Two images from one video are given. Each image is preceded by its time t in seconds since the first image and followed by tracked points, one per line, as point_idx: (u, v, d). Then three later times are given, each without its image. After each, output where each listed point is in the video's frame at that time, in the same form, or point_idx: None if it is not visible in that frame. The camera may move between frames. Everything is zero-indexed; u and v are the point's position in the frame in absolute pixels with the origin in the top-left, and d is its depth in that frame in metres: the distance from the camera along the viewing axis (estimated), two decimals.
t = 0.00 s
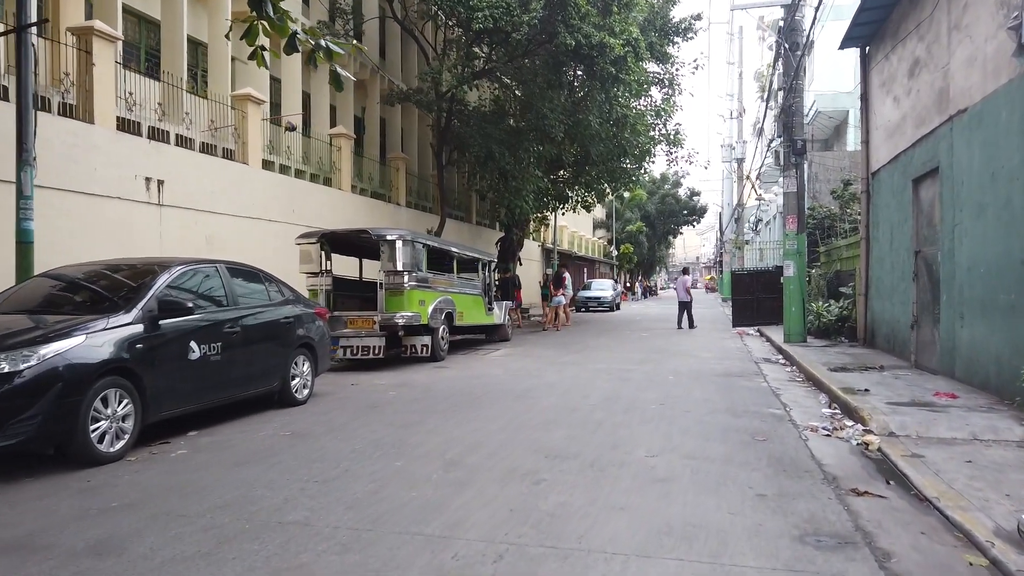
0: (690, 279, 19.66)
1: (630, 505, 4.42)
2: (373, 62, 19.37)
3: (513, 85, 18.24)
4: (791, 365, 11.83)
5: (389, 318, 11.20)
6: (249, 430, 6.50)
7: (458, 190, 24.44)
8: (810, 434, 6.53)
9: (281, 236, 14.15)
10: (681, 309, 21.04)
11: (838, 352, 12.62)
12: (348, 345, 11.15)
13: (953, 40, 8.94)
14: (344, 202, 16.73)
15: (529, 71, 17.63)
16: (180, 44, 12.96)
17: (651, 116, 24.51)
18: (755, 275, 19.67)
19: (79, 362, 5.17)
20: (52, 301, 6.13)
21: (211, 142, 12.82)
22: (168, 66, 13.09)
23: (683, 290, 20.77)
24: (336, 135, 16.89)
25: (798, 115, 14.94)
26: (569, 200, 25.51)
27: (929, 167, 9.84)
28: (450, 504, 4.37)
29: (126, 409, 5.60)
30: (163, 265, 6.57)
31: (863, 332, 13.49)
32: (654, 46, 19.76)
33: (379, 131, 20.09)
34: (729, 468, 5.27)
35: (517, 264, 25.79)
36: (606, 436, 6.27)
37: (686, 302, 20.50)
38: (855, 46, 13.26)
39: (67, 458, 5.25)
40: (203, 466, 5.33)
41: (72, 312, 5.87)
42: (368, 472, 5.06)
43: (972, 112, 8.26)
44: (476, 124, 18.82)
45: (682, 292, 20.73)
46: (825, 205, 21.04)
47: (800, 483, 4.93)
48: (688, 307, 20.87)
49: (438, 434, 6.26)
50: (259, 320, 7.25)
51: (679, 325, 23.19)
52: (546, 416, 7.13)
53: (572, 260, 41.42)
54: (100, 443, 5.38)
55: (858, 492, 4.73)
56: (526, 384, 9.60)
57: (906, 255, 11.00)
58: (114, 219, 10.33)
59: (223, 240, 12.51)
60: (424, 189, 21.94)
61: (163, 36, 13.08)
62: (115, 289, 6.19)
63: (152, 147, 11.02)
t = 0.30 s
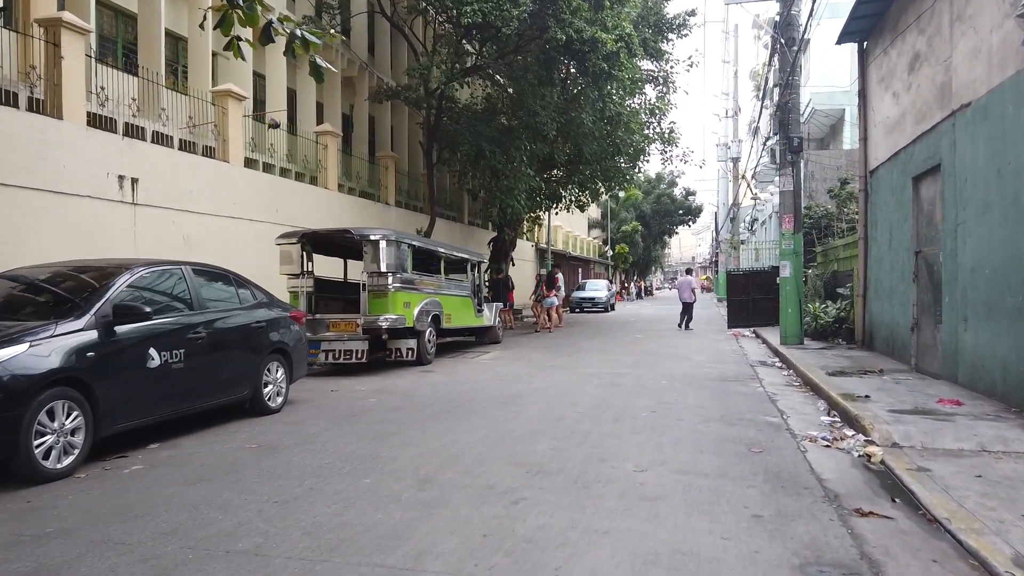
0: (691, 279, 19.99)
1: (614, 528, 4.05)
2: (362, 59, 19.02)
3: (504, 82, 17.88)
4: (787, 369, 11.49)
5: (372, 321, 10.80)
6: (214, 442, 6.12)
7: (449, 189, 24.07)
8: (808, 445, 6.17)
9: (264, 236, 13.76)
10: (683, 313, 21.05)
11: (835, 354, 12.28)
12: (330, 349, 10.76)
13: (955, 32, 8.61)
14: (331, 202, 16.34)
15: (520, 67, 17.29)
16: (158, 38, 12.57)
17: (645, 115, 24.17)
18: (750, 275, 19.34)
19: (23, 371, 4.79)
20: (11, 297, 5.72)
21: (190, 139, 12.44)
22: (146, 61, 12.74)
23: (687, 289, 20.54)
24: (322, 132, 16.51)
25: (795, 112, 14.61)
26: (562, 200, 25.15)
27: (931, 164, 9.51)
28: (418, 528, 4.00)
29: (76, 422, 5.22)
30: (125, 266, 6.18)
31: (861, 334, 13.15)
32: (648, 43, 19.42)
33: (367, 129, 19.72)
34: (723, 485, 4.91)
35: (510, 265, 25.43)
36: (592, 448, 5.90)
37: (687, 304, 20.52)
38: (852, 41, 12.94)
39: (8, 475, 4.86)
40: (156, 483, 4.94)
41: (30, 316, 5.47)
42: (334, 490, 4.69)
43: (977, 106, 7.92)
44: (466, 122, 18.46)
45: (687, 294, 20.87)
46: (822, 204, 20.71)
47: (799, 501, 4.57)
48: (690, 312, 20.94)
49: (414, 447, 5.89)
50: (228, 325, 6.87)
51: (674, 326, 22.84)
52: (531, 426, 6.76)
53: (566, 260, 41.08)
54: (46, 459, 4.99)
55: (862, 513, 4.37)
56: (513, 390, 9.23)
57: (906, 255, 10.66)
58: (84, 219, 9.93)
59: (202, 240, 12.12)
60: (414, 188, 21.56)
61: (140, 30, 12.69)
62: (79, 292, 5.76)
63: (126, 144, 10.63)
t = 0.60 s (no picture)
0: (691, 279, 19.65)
1: (605, 554, 3.70)
2: (351, 55, 18.62)
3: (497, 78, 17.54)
4: (787, 372, 11.16)
5: (358, 323, 10.42)
6: (182, 454, 5.75)
7: (442, 188, 23.68)
8: (812, 456, 5.83)
9: (248, 235, 13.36)
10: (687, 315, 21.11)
11: (836, 357, 11.94)
12: (314, 352, 10.38)
13: (962, 22, 8.28)
14: (319, 200, 15.96)
15: (513, 63, 16.95)
16: (138, 30, 12.19)
17: (641, 113, 23.84)
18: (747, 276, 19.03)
19: None
20: None
21: (171, 135, 12.07)
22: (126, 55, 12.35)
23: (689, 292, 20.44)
24: (310, 129, 16.13)
25: (793, 109, 14.28)
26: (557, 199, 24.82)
27: (936, 161, 9.18)
28: (390, 555, 3.64)
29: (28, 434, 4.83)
30: (89, 266, 5.79)
31: (861, 336, 12.82)
32: (644, 39, 19.11)
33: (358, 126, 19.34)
34: (723, 502, 4.56)
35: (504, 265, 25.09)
36: (584, 461, 5.55)
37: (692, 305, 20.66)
38: (853, 35, 12.62)
39: None
40: (111, 500, 4.58)
41: None
42: (302, 509, 4.33)
43: (986, 99, 7.59)
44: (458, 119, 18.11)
45: (688, 295, 21.06)
46: (820, 203, 20.41)
47: (805, 521, 4.23)
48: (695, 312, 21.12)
49: (395, 459, 5.53)
50: (199, 329, 6.49)
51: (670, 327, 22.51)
52: (519, 435, 6.40)
53: (561, 260, 40.75)
54: None
55: (875, 535, 4.03)
56: (503, 395, 8.87)
57: (909, 256, 10.34)
58: (58, 217, 9.54)
59: (182, 240, 11.74)
60: (406, 187, 21.20)
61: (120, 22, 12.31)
62: (43, 292, 5.37)
63: (102, 140, 10.24)
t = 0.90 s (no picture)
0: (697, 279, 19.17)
1: None
2: (341, 51, 18.27)
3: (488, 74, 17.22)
4: (784, 374, 10.85)
5: (342, 324, 10.08)
6: (143, 463, 5.40)
7: (435, 187, 23.33)
8: (812, 465, 5.51)
9: (231, 233, 13.01)
10: (688, 313, 21.17)
11: (834, 359, 11.64)
12: (296, 354, 10.04)
13: (967, 12, 7.97)
14: (307, 198, 15.60)
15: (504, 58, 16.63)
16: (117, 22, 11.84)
17: (636, 111, 23.54)
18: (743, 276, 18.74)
19: None
20: None
21: (150, 131, 11.74)
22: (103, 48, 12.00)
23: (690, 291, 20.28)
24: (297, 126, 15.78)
25: (790, 105, 13.98)
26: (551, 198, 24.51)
27: (938, 157, 8.87)
28: None
29: None
30: (43, 263, 5.43)
31: (860, 337, 12.52)
32: (638, 35, 18.83)
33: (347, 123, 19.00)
34: (718, 518, 4.23)
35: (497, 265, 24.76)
36: (570, 470, 5.22)
37: (693, 304, 20.54)
38: (852, 29, 12.30)
39: None
40: (57, 515, 4.23)
41: None
42: (261, 527, 3.98)
43: (992, 91, 7.29)
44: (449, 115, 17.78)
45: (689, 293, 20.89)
46: (817, 203, 20.11)
47: (806, 539, 3.91)
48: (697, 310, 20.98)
49: (369, 469, 5.19)
50: (164, 330, 6.15)
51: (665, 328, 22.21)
52: (503, 442, 6.07)
53: (556, 260, 40.43)
54: None
55: (882, 555, 3.71)
56: (489, 399, 8.54)
57: (909, 255, 10.04)
58: (29, 213, 9.19)
59: (161, 238, 11.39)
60: (397, 185, 20.86)
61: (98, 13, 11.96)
62: None
63: (76, 133, 9.90)
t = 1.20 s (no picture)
0: (702, 280, 18.90)
1: None
2: (328, 45, 17.85)
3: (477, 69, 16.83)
4: (780, 378, 10.48)
5: (320, 326, 9.67)
6: (88, 478, 4.99)
7: (425, 186, 22.91)
8: (810, 479, 5.12)
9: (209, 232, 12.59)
10: (690, 314, 20.72)
11: (832, 361, 11.27)
12: (272, 357, 9.63)
13: None
14: (291, 196, 15.18)
15: (493, 52, 16.25)
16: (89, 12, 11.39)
17: (629, 108, 23.18)
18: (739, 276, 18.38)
19: None
20: None
21: (122, 125, 11.33)
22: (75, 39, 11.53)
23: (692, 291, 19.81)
24: (280, 121, 15.35)
25: (786, 100, 13.62)
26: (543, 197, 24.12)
27: (940, 151, 8.51)
28: None
29: None
30: None
31: (858, 338, 12.15)
32: (631, 29, 18.48)
33: (334, 120, 18.57)
34: (708, 541, 3.85)
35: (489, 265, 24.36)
36: (550, 486, 4.82)
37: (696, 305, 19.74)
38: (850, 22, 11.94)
39: None
40: None
41: None
42: (200, 556, 3.58)
43: (998, 81, 6.93)
44: (437, 112, 17.39)
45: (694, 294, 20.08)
46: (814, 201, 19.75)
47: (805, 568, 3.52)
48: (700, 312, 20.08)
49: (331, 486, 4.78)
50: (117, 334, 5.75)
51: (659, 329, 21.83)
52: (480, 453, 5.67)
53: (550, 260, 40.06)
54: None
55: None
56: (472, 404, 8.14)
57: (909, 254, 9.68)
58: None
59: (134, 237, 10.99)
60: (386, 183, 20.46)
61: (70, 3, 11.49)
62: None
63: (41, 128, 9.50)
